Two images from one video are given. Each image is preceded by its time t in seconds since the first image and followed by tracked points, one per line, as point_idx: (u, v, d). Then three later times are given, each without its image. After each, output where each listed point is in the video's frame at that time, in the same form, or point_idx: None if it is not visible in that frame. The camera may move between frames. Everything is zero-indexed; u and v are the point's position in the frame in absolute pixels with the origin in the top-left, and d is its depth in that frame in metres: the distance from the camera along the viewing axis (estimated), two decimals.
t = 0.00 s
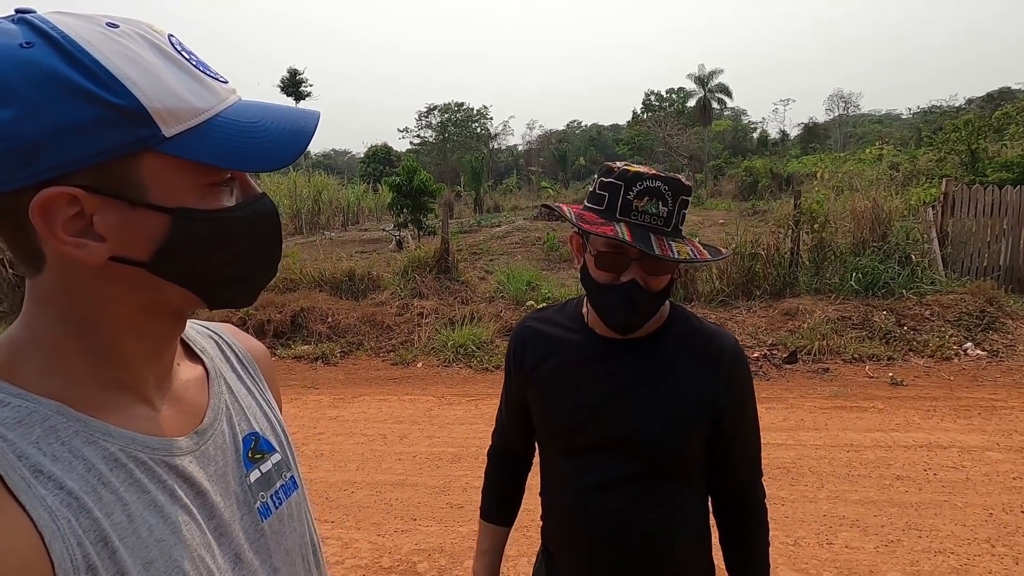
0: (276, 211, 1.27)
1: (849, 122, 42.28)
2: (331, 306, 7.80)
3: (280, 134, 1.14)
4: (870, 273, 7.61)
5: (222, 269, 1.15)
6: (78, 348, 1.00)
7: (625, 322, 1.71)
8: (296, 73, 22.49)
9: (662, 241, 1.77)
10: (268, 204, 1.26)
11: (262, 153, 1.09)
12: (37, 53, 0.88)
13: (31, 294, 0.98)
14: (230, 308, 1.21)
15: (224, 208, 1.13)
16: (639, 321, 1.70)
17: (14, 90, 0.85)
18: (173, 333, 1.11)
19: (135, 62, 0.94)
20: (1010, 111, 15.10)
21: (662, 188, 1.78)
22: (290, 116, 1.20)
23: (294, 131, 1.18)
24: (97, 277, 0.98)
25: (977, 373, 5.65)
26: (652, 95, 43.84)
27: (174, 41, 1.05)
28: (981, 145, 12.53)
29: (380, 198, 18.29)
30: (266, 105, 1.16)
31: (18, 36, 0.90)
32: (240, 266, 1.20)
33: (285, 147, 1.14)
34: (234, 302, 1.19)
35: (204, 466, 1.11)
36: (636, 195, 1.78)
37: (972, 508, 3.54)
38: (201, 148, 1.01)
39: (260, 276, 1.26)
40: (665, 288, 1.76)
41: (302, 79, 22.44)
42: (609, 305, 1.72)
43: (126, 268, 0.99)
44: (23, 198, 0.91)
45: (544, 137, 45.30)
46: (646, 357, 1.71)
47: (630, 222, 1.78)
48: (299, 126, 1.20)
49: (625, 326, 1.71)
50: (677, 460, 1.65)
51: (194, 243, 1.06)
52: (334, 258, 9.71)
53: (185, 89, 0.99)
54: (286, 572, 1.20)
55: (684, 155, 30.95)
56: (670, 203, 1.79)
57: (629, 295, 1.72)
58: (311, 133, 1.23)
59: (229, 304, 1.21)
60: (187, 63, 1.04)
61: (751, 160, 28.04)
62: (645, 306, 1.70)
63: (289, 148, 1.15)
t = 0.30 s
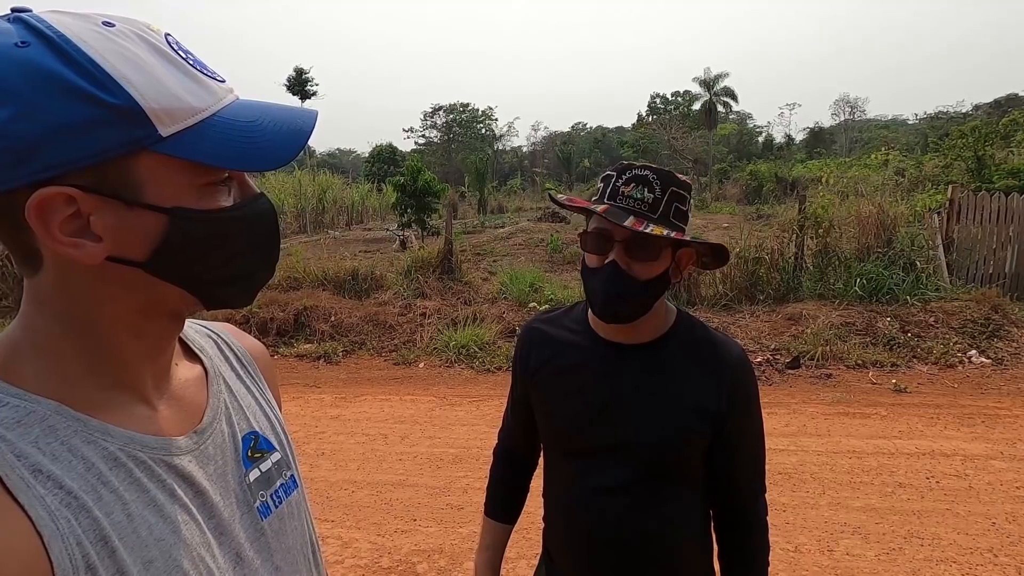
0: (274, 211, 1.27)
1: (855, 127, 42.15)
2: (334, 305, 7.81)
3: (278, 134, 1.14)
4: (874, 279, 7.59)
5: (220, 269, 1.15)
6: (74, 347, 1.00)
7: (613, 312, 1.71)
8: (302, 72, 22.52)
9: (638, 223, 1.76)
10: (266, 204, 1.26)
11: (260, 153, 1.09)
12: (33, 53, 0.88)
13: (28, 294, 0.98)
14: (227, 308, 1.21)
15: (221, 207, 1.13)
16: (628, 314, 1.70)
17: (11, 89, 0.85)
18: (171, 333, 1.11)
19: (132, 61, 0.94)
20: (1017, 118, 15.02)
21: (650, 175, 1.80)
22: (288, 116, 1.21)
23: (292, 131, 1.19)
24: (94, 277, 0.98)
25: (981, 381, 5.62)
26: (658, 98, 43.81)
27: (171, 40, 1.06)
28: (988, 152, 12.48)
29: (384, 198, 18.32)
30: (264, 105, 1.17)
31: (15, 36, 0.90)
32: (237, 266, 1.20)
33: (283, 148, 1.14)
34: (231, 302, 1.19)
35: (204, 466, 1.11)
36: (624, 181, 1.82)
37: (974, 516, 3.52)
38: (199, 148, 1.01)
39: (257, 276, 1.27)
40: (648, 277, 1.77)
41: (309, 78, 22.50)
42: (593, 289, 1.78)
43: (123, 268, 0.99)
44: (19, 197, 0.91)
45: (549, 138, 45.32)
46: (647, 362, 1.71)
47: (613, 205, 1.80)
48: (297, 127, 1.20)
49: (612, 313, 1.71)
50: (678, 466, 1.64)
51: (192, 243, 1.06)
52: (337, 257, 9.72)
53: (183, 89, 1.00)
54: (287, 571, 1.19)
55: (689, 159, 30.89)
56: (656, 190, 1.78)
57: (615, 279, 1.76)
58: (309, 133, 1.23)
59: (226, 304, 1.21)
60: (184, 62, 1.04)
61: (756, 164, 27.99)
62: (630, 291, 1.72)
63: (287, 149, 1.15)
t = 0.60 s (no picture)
0: (275, 211, 1.27)
1: (856, 124, 42.06)
2: (335, 304, 7.81)
3: (280, 135, 1.14)
4: (876, 275, 7.58)
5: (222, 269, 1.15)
6: (77, 347, 1.00)
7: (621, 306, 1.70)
8: (303, 71, 22.52)
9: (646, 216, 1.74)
10: (268, 205, 1.26)
11: (263, 154, 1.09)
12: (36, 53, 0.87)
13: (30, 294, 0.98)
14: (228, 308, 1.21)
15: (223, 207, 1.13)
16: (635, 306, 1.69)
17: (14, 89, 0.85)
18: (173, 333, 1.11)
19: (135, 61, 0.94)
20: (1018, 113, 14.96)
21: (650, 169, 1.77)
22: (290, 116, 1.20)
23: (294, 132, 1.18)
24: (95, 277, 0.98)
25: (983, 376, 5.61)
26: (658, 95, 43.72)
27: (175, 41, 1.05)
28: (989, 147, 12.44)
29: (385, 196, 18.31)
30: (267, 106, 1.17)
31: (19, 36, 0.90)
32: (239, 266, 1.21)
33: (285, 149, 1.14)
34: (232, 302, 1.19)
35: (206, 465, 1.11)
36: (623, 175, 1.78)
37: (976, 512, 3.51)
38: (201, 149, 1.01)
39: (259, 277, 1.27)
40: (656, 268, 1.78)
41: (309, 77, 22.48)
42: (599, 283, 1.77)
43: (125, 268, 0.99)
44: (22, 198, 0.91)
45: (550, 135, 45.27)
46: (647, 361, 1.71)
47: (616, 200, 1.77)
48: (299, 128, 1.20)
49: (620, 306, 1.70)
50: (678, 465, 1.64)
51: (193, 243, 1.06)
52: (338, 256, 9.72)
53: (185, 90, 1.00)
54: (289, 571, 1.19)
55: (690, 155, 30.85)
56: (657, 183, 1.77)
57: (622, 272, 1.75)
58: (311, 134, 1.23)
59: (227, 304, 1.21)
60: (186, 63, 1.04)
61: (758, 160, 27.94)
62: (638, 282, 1.72)
63: (289, 150, 1.15)
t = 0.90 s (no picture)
0: (275, 212, 1.27)
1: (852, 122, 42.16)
2: (333, 304, 7.81)
3: (279, 135, 1.14)
4: (872, 272, 7.60)
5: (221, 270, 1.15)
6: (76, 347, 1.00)
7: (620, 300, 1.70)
8: (299, 72, 22.49)
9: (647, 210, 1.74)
10: (267, 205, 1.26)
11: (261, 153, 1.09)
12: (35, 53, 0.88)
13: (30, 294, 0.99)
14: (227, 308, 1.21)
15: (222, 208, 1.14)
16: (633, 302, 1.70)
17: (12, 89, 0.85)
18: (172, 333, 1.12)
19: (134, 61, 0.95)
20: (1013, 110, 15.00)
21: (649, 165, 1.77)
22: (290, 116, 1.21)
23: (293, 132, 1.19)
24: (94, 278, 0.98)
25: (980, 372, 5.64)
26: (655, 93, 43.77)
27: (173, 41, 1.06)
28: (985, 143, 12.48)
29: (382, 196, 18.30)
30: (266, 106, 1.17)
31: (18, 36, 0.90)
32: (237, 267, 1.21)
33: (283, 149, 1.14)
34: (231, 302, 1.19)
35: (206, 464, 1.11)
36: (622, 171, 1.78)
37: (974, 507, 3.53)
38: (200, 149, 1.01)
39: (257, 277, 1.27)
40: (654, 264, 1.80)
41: (305, 78, 22.44)
42: (598, 277, 1.77)
43: (124, 269, 1.00)
44: (22, 198, 0.91)
45: (547, 134, 45.25)
46: (644, 358, 1.71)
47: (616, 195, 1.76)
48: (298, 128, 1.20)
49: (619, 301, 1.70)
50: (675, 461, 1.64)
51: (192, 242, 1.07)
52: (335, 257, 9.71)
53: (184, 89, 1.00)
54: (289, 570, 1.20)
55: (686, 154, 30.89)
56: (656, 179, 1.78)
57: (620, 266, 1.77)
58: (310, 135, 1.23)
59: (226, 304, 1.21)
60: (185, 62, 1.04)
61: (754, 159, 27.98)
62: (637, 278, 1.73)
63: (287, 150, 1.15)
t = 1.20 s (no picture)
0: (274, 212, 1.28)
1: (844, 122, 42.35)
2: (328, 307, 7.80)
3: (277, 135, 1.15)
4: (866, 271, 7.64)
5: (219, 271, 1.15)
6: (75, 347, 1.00)
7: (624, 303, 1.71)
8: (292, 74, 22.46)
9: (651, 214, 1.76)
10: (265, 205, 1.26)
11: (259, 153, 1.09)
12: (34, 53, 0.88)
13: (30, 294, 0.99)
14: (226, 308, 1.22)
15: (221, 208, 1.14)
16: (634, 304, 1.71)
17: (11, 89, 0.85)
18: (171, 334, 1.12)
19: (133, 62, 0.95)
20: (1004, 110, 15.11)
21: (650, 166, 1.77)
22: (288, 116, 1.21)
23: (291, 133, 1.19)
24: (92, 279, 0.98)
25: (972, 370, 5.67)
26: (648, 95, 43.91)
27: (172, 41, 1.06)
28: (975, 143, 12.57)
29: (376, 199, 18.27)
30: (264, 106, 1.17)
31: (16, 36, 0.90)
32: (235, 268, 1.21)
33: (281, 149, 1.15)
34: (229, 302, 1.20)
35: (204, 465, 1.11)
36: (623, 173, 1.77)
37: (967, 504, 3.55)
38: (198, 149, 1.02)
39: (255, 278, 1.28)
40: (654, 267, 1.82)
41: (299, 80, 22.43)
42: (600, 281, 1.77)
43: (121, 268, 1.00)
44: (20, 198, 0.91)
45: (541, 136, 45.29)
46: (639, 357, 1.72)
47: (618, 198, 1.77)
48: (296, 128, 1.21)
49: (621, 304, 1.71)
50: (670, 460, 1.65)
51: (191, 242, 1.07)
52: (330, 259, 9.69)
53: (182, 89, 1.00)
54: (287, 571, 1.20)
55: (680, 155, 30.98)
56: (656, 180, 1.79)
57: (623, 269, 1.77)
58: (308, 135, 1.24)
59: (224, 304, 1.22)
60: (184, 63, 1.05)
61: (747, 160, 28.08)
62: (639, 280, 1.74)
63: (286, 150, 1.16)
